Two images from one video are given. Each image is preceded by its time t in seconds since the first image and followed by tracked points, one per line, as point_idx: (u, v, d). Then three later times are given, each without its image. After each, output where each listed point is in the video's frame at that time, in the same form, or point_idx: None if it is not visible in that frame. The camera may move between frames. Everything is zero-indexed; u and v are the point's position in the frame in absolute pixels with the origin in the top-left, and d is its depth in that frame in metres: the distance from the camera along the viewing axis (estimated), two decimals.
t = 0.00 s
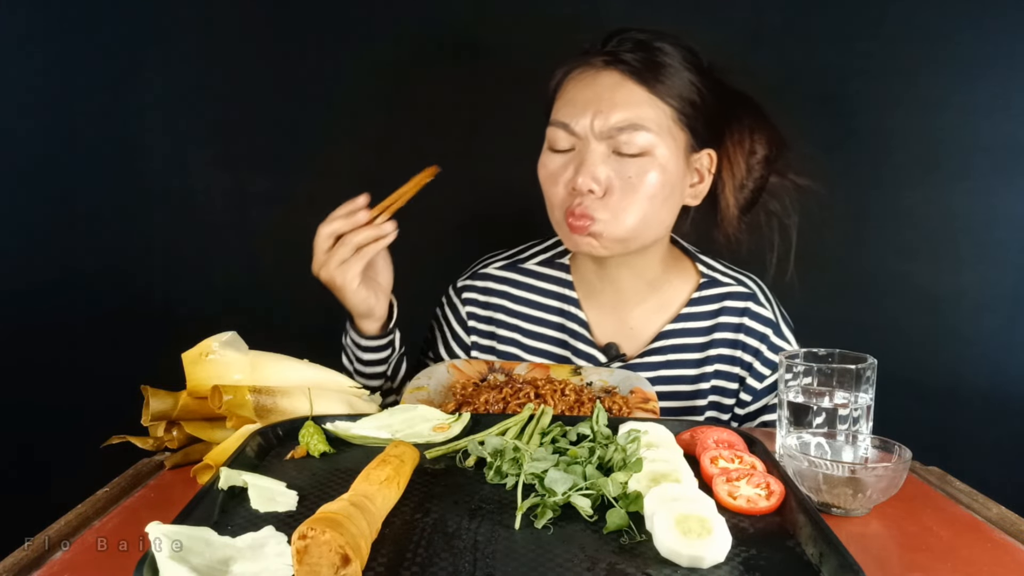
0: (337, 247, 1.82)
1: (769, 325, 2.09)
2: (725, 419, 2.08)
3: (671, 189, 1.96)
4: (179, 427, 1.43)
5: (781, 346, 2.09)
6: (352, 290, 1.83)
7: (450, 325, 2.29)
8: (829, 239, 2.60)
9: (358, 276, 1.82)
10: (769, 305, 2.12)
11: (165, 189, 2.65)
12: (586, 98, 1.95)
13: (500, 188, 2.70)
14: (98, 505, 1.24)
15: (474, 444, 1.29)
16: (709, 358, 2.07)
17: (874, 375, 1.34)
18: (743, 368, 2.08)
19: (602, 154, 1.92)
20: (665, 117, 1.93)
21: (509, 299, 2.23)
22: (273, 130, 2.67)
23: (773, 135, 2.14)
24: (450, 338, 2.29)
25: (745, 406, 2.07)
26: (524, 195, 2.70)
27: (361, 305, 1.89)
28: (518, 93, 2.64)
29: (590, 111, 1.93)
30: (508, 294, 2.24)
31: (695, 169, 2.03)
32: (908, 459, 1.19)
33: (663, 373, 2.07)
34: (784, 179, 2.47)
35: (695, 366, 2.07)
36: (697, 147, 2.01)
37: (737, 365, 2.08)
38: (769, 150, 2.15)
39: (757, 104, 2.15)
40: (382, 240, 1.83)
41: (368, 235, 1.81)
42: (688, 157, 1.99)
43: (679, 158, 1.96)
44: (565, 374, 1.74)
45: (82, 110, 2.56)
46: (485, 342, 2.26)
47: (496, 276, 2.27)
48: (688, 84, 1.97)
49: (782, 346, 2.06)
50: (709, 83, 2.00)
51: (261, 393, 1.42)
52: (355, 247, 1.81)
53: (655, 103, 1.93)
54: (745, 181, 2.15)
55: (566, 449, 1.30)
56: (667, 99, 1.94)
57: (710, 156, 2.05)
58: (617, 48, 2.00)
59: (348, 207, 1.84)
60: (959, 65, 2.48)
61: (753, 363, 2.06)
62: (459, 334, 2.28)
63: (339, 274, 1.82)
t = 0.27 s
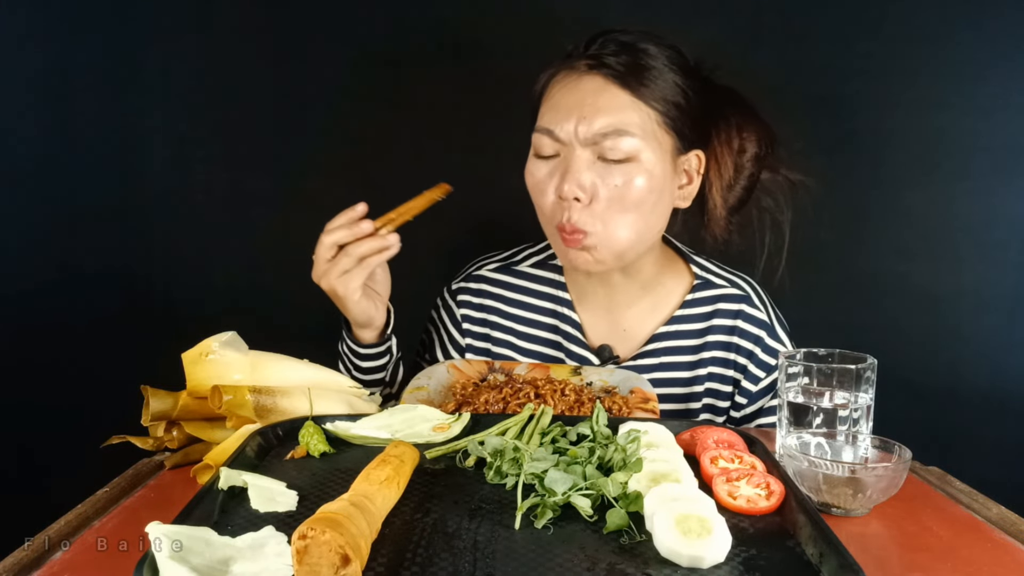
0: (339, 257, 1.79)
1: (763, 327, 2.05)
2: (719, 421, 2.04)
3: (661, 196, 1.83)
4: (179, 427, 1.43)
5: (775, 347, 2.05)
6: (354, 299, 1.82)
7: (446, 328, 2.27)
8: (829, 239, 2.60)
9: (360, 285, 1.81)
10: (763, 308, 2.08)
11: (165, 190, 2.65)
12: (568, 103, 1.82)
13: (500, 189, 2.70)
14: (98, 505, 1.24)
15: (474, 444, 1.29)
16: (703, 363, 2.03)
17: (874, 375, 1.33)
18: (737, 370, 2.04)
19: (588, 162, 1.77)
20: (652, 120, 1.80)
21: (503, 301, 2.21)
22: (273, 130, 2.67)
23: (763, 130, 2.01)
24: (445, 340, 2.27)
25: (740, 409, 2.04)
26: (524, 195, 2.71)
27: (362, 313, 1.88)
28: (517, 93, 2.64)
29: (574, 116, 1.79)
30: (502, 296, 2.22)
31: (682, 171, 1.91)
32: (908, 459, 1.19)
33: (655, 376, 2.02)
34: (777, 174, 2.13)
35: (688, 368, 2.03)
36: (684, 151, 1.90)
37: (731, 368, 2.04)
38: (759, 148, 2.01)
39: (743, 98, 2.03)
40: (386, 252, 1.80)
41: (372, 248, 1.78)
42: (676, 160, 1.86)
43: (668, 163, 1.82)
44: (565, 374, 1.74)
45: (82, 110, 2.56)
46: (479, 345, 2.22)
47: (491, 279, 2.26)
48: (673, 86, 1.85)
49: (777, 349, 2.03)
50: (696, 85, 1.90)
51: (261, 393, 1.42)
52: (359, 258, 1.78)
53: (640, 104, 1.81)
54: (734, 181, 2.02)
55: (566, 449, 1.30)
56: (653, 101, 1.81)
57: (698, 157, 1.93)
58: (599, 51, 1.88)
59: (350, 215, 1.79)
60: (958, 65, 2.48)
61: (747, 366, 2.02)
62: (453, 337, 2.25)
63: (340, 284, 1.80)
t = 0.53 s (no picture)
0: (352, 262, 1.79)
1: (764, 328, 2.05)
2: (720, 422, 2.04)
3: (663, 199, 1.83)
4: (179, 427, 1.43)
5: (775, 348, 2.06)
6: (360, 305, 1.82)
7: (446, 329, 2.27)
8: (829, 240, 2.60)
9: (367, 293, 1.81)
10: (763, 309, 2.08)
11: (165, 189, 2.66)
12: (567, 108, 1.81)
13: (500, 188, 2.71)
14: (98, 505, 1.24)
15: (474, 444, 1.29)
16: (703, 364, 2.03)
17: (874, 375, 1.32)
18: (737, 371, 2.04)
19: (589, 168, 1.77)
20: (653, 125, 1.80)
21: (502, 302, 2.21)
22: (273, 130, 2.67)
23: (762, 129, 2.00)
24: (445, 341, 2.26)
25: (740, 410, 2.04)
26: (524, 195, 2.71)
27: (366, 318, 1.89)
28: (517, 93, 2.65)
29: (574, 122, 1.78)
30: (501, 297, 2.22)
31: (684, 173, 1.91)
32: (909, 459, 1.19)
33: (656, 377, 2.02)
34: (776, 170, 2.12)
35: (689, 369, 2.03)
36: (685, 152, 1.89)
37: (731, 369, 2.04)
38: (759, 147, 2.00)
39: (743, 96, 2.02)
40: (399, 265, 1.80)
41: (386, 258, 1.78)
42: (677, 163, 1.87)
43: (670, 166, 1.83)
44: (564, 374, 1.73)
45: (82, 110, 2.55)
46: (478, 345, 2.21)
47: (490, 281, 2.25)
48: (671, 89, 1.85)
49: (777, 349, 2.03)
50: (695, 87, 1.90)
51: (261, 393, 1.43)
52: (371, 267, 1.78)
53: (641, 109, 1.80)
54: (734, 181, 2.01)
55: (566, 449, 1.30)
56: (653, 106, 1.81)
57: (699, 159, 1.93)
58: (596, 55, 1.87)
59: (370, 222, 1.78)
60: (958, 65, 2.48)
61: (747, 367, 2.02)
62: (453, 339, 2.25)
63: (348, 288, 1.80)
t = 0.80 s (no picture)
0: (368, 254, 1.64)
1: (769, 327, 2.06)
2: (725, 421, 2.03)
3: (671, 200, 1.81)
4: (179, 427, 1.42)
5: (781, 347, 2.06)
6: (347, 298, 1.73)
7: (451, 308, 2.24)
8: (830, 239, 2.60)
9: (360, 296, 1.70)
10: (769, 307, 2.09)
11: (165, 189, 2.66)
12: (576, 109, 1.80)
13: (500, 188, 2.71)
14: (98, 506, 1.24)
15: (474, 444, 1.29)
16: (710, 361, 2.03)
17: (874, 375, 1.33)
18: (743, 369, 2.04)
19: (598, 168, 1.76)
20: (662, 125, 1.78)
21: (516, 290, 2.19)
22: (273, 130, 2.67)
23: (770, 128, 1.97)
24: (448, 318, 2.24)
25: (745, 407, 2.04)
26: (525, 194, 2.71)
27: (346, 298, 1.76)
28: (517, 93, 2.65)
29: (583, 122, 1.77)
30: (518, 284, 2.19)
31: (692, 173, 1.89)
32: (909, 459, 1.19)
33: (662, 374, 2.02)
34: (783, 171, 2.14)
35: (695, 368, 2.03)
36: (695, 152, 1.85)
37: (738, 366, 2.04)
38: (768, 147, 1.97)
39: (752, 95, 1.99)
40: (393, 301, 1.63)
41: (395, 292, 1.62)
42: (687, 163, 1.84)
43: (679, 167, 1.81)
44: (564, 374, 1.74)
45: (83, 110, 2.55)
46: (483, 327, 2.18)
47: (508, 265, 2.23)
48: (682, 89, 1.81)
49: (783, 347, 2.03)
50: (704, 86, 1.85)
51: (261, 393, 1.43)
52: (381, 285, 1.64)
53: (649, 110, 1.77)
54: (743, 180, 2.00)
55: (566, 449, 1.30)
56: (662, 105, 1.78)
57: (708, 158, 1.90)
58: (606, 54, 1.84)
59: (423, 250, 1.57)
60: (958, 65, 2.48)
61: (753, 365, 2.03)
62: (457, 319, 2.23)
63: (353, 278, 1.68)
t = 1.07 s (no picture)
0: (376, 272, 1.50)
1: (772, 326, 2.06)
2: (727, 420, 2.03)
3: (675, 203, 1.79)
4: (179, 427, 1.42)
5: (783, 346, 2.07)
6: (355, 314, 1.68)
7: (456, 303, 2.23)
8: (831, 240, 2.60)
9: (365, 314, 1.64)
10: (771, 307, 2.09)
11: (165, 189, 2.66)
12: (580, 112, 1.78)
13: (500, 188, 2.71)
14: (98, 506, 1.24)
15: (474, 444, 1.29)
16: (713, 360, 2.03)
17: (874, 375, 1.32)
18: (745, 369, 2.04)
19: (602, 170, 1.73)
20: (666, 127, 1.76)
21: (523, 287, 2.18)
22: (274, 130, 2.67)
23: (774, 128, 1.99)
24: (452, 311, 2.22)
25: (747, 406, 2.04)
26: (525, 195, 2.72)
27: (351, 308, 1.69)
28: (517, 94, 2.65)
29: (588, 124, 1.74)
30: (524, 281, 2.19)
31: (696, 175, 1.87)
32: (909, 459, 1.19)
33: (665, 374, 2.02)
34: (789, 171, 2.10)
35: (697, 367, 2.03)
36: (699, 154, 1.84)
37: (740, 366, 2.04)
38: (772, 147, 1.99)
39: (754, 95, 2.00)
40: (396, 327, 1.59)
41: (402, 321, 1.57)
42: (691, 165, 1.83)
43: (683, 170, 1.79)
44: (564, 374, 1.74)
45: (83, 110, 2.54)
46: (488, 322, 2.19)
47: (514, 262, 2.22)
48: (685, 91, 1.80)
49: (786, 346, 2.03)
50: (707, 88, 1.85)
51: (261, 393, 1.43)
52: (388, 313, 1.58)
53: (653, 112, 1.76)
54: (747, 181, 2.01)
55: (566, 449, 1.30)
56: (666, 108, 1.77)
57: (712, 160, 1.90)
58: (610, 56, 1.83)
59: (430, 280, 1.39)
60: (958, 65, 2.48)
61: (755, 364, 2.03)
62: (461, 313, 2.22)
63: (358, 284, 1.57)
